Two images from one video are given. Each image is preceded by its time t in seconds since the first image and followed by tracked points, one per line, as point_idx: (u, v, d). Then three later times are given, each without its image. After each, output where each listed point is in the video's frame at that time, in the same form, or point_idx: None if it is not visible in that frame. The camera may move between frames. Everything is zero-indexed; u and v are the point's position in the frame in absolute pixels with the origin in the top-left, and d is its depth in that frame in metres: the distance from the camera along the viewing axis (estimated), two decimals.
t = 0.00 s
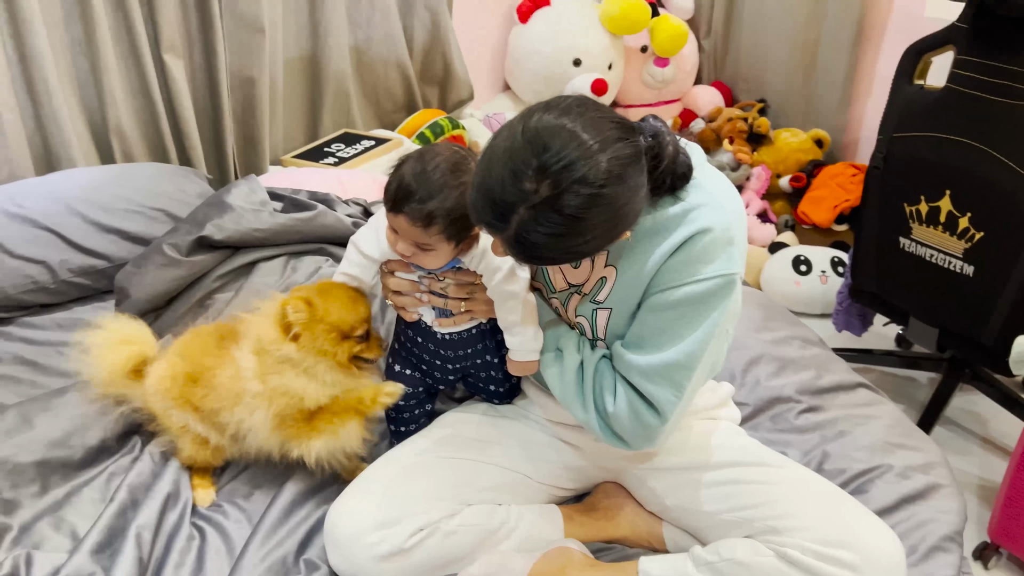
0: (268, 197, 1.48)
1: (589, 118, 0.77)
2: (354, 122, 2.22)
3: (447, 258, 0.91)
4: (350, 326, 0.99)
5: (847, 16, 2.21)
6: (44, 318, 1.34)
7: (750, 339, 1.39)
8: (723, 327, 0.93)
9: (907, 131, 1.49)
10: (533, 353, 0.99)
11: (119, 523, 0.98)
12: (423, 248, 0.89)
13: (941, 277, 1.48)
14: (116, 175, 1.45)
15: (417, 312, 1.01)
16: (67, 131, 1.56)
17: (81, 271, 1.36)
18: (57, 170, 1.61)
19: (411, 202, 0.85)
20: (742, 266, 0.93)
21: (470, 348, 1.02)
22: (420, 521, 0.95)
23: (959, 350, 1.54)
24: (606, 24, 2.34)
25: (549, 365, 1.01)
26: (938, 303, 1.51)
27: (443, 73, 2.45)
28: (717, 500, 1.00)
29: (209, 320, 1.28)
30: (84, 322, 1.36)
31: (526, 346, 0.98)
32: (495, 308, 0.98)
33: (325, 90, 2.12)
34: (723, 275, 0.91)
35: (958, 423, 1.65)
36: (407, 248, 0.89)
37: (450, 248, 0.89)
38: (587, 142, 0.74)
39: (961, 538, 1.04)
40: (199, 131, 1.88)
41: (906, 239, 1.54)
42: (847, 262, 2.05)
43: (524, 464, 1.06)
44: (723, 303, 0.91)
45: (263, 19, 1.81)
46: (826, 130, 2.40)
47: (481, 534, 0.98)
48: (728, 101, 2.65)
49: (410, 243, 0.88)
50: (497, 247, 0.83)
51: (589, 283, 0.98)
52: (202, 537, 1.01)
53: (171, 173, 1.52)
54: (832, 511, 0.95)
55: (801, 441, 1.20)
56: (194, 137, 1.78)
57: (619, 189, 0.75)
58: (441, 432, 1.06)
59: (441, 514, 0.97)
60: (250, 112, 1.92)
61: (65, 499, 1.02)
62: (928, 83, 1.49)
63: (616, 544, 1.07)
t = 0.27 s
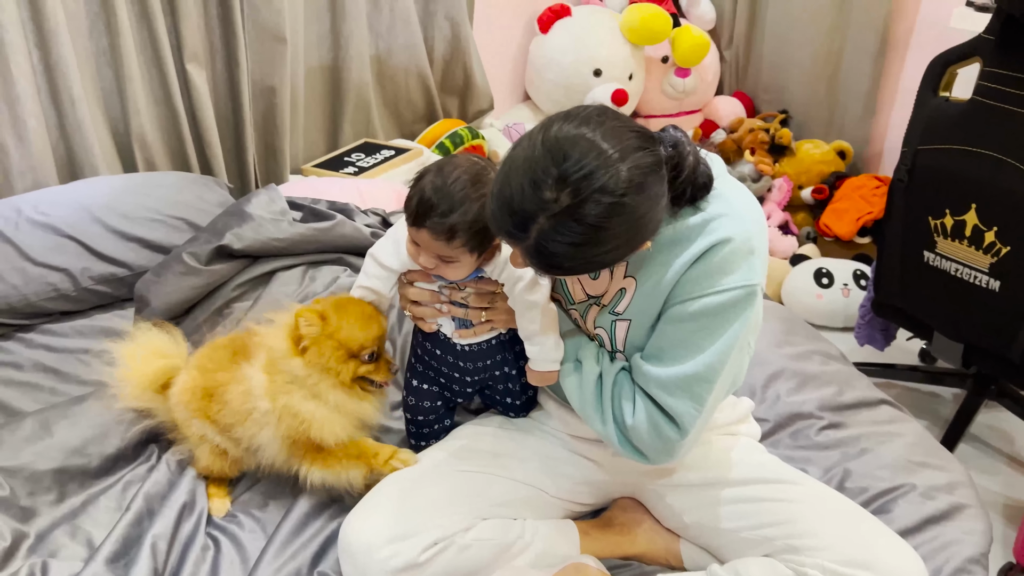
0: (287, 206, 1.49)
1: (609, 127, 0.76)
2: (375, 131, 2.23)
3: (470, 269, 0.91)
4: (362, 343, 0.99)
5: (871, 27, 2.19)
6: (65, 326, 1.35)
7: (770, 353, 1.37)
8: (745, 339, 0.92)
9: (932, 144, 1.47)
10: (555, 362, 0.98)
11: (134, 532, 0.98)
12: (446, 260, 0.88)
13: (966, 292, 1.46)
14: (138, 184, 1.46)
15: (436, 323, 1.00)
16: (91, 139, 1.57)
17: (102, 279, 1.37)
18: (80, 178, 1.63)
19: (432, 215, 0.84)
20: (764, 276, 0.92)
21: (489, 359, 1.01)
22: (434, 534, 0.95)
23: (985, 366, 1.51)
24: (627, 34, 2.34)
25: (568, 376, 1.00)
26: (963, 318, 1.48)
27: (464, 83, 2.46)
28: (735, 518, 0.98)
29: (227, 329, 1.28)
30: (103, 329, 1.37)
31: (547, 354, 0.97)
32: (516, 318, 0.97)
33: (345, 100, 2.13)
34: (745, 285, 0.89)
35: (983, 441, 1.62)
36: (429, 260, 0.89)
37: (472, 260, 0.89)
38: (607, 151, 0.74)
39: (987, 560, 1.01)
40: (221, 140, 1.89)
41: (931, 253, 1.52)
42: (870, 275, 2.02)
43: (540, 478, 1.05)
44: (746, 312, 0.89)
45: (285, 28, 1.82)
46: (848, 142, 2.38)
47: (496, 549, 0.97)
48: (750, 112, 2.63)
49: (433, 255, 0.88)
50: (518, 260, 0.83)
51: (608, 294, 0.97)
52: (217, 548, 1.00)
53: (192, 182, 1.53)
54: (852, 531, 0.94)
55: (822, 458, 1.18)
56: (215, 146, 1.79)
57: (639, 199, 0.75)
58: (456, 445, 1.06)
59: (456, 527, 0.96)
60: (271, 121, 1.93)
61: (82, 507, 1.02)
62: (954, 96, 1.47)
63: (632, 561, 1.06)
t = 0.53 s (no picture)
0: (291, 210, 1.49)
1: (621, 125, 0.76)
2: (381, 135, 2.23)
3: (496, 264, 0.89)
4: (377, 380, 0.96)
5: (880, 31, 2.17)
6: (68, 329, 1.35)
7: (776, 360, 1.36)
8: (754, 344, 0.92)
9: (942, 147, 1.45)
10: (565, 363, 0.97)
11: (132, 537, 0.97)
12: (478, 252, 0.87)
13: (976, 298, 1.44)
14: (142, 187, 1.46)
15: (444, 325, 0.97)
16: (96, 143, 1.57)
17: (106, 282, 1.36)
18: (85, 181, 1.63)
19: (473, 202, 0.82)
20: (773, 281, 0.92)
21: (496, 364, 1.00)
22: (435, 541, 0.94)
23: (996, 373, 1.49)
24: (635, 37, 2.32)
25: (577, 381, 0.99)
26: (973, 325, 1.47)
27: (471, 86, 2.45)
28: (739, 527, 0.98)
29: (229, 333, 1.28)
30: (106, 333, 1.36)
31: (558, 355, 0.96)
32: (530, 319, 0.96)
33: (351, 104, 2.13)
34: (755, 289, 0.89)
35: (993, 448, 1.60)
36: (462, 251, 0.87)
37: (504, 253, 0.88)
38: (619, 149, 0.73)
39: (995, 571, 1.00)
40: (226, 144, 1.89)
41: (940, 258, 1.50)
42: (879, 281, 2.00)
43: (541, 484, 1.04)
44: (758, 316, 0.89)
45: (291, 32, 1.82)
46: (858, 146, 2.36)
47: (496, 556, 0.96)
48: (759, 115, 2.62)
49: (467, 246, 0.86)
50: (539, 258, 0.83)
51: (617, 298, 0.95)
52: (215, 554, 1.00)
53: (196, 186, 1.53)
54: (857, 541, 0.93)
55: (827, 466, 1.17)
56: (220, 150, 1.79)
57: (650, 198, 0.74)
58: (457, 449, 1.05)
59: (456, 534, 0.95)
60: (276, 125, 1.93)
61: (81, 512, 1.02)
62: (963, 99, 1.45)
63: (635, 569, 1.05)
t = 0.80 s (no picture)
0: (289, 206, 1.49)
1: (624, 125, 0.75)
2: (382, 132, 2.22)
3: (483, 267, 0.88)
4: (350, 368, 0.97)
5: (885, 28, 2.16)
6: (65, 325, 1.35)
7: (774, 358, 1.35)
8: (758, 344, 0.91)
9: (945, 144, 1.44)
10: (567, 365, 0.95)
11: (124, 532, 0.97)
12: (459, 259, 0.86)
13: (978, 296, 1.43)
14: (140, 184, 1.46)
15: (443, 324, 0.96)
16: (95, 139, 1.57)
17: (103, 278, 1.36)
18: (84, 177, 1.63)
19: (443, 213, 0.82)
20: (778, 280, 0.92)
21: (492, 363, 0.99)
22: (425, 539, 0.93)
23: (997, 372, 1.48)
24: (638, 34, 2.31)
25: (580, 382, 0.97)
26: (975, 323, 1.45)
27: (473, 84, 2.45)
28: (734, 525, 0.97)
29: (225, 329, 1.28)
30: (103, 329, 1.36)
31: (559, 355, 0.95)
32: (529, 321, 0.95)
33: (352, 101, 2.13)
34: (760, 290, 0.88)
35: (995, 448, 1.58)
36: (442, 259, 0.87)
37: (486, 258, 0.86)
38: (622, 149, 0.72)
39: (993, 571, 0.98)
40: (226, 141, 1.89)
41: (943, 256, 1.49)
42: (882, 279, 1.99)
43: (536, 481, 1.04)
44: (761, 318, 0.88)
45: (291, 29, 1.82)
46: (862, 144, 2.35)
47: (488, 554, 0.96)
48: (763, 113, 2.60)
49: (445, 254, 0.86)
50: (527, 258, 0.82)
51: (619, 296, 0.94)
52: (207, 550, 1.00)
53: (195, 182, 1.53)
54: (854, 541, 0.92)
55: (825, 465, 1.16)
56: (220, 146, 1.79)
57: (653, 199, 0.73)
58: (450, 445, 1.04)
59: (447, 532, 0.95)
60: (277, 122, 1.93)
61: (74, 507, 1.02)
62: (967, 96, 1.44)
63: (630, 567, 1.04)
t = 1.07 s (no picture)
0: (295, 202, 1.49)
1: (641, 130, 0.74)
2: (389, 129, 2.22)
3: (488, 267, 0.89)
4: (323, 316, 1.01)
5: (895, 25, 2.14)
6: (72, 319, 1.36)
7: (781, 356, 1.35)
8: (770, 349, 0.91)
9: (955, 142, 1.43)
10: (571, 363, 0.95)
11: (129, 524, 0.97)
12: (466, 258, 0.86)
13: (988, 295, 1.42)
14: (148, 178, 1.46)
15: (443, 325, 0.97)
16: (102, 134, 1.58)
17: (110, 272, 1.37)
18: (92, 172, 1.63)
19: (454, 211, 0.82)
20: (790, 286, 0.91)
21: (496, 363, 0.98)
22: (429, 535, 0.93)
23: (1007, 372, 1.47)
24: (646, 32, 2.31)
25: (585, 383, 0.98)
26: (985, 323, 1.44)
27: (480, 80, 2.44)
28: (739, 524, 0.96)
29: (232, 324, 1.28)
30: (110, 323, 1.37)
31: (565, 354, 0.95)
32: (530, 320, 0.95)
33: (360, 97, 2.13)
34: (773, 295, 0.88)
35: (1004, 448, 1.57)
36: (448, 257, 0.86)
37: (492, 258, 0.87)
38: (640, 156, 0.72)
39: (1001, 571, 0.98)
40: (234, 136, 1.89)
41: (953, 255, 1.47)
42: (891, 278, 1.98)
43: (543, 478, 1.03)
44: (773, 324, 0.88)
45: (299, 25, 1.82)
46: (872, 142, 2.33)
47: (492, 550, 0.96)
48: (772, 111, 2.59)
49: (453, 253, 0.86)
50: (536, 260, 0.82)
51: (625, 298, 0.94)
52: (212, 542, 1.00)
53: (202, 177, 1.53)
54: (860, 541, 0.91)
55: (832, 463, 1.16)
56: (227, 141, 1.79)
57: (669, 207, 0.73)
58: (455, 442, 1.04)
59: (451, 528, 0.95)
60: (284, 118, 1.93)
61: (79, 499, 1.02)
62: (977, 93, 1.43)
63: (634, 564, 1.04)
